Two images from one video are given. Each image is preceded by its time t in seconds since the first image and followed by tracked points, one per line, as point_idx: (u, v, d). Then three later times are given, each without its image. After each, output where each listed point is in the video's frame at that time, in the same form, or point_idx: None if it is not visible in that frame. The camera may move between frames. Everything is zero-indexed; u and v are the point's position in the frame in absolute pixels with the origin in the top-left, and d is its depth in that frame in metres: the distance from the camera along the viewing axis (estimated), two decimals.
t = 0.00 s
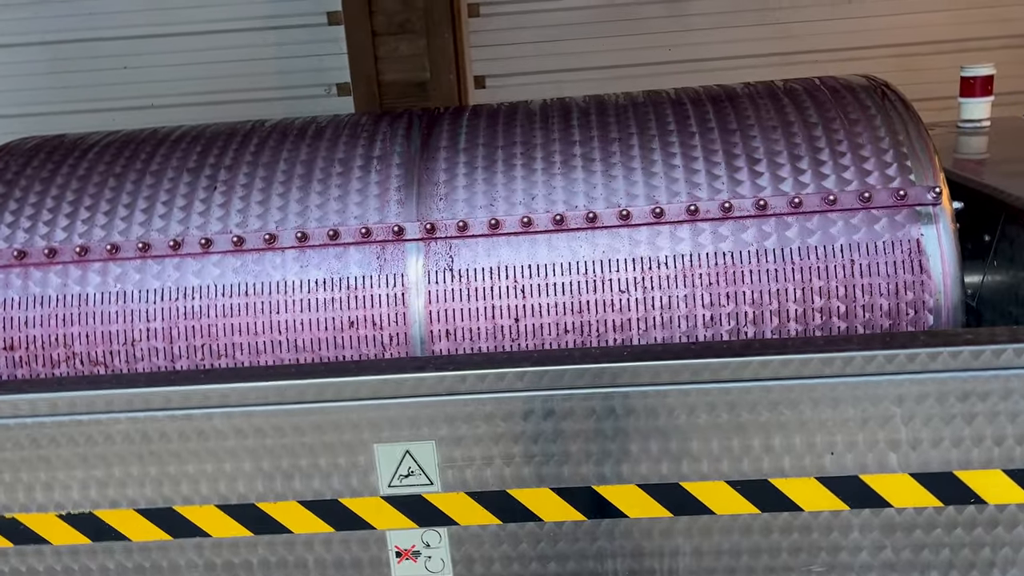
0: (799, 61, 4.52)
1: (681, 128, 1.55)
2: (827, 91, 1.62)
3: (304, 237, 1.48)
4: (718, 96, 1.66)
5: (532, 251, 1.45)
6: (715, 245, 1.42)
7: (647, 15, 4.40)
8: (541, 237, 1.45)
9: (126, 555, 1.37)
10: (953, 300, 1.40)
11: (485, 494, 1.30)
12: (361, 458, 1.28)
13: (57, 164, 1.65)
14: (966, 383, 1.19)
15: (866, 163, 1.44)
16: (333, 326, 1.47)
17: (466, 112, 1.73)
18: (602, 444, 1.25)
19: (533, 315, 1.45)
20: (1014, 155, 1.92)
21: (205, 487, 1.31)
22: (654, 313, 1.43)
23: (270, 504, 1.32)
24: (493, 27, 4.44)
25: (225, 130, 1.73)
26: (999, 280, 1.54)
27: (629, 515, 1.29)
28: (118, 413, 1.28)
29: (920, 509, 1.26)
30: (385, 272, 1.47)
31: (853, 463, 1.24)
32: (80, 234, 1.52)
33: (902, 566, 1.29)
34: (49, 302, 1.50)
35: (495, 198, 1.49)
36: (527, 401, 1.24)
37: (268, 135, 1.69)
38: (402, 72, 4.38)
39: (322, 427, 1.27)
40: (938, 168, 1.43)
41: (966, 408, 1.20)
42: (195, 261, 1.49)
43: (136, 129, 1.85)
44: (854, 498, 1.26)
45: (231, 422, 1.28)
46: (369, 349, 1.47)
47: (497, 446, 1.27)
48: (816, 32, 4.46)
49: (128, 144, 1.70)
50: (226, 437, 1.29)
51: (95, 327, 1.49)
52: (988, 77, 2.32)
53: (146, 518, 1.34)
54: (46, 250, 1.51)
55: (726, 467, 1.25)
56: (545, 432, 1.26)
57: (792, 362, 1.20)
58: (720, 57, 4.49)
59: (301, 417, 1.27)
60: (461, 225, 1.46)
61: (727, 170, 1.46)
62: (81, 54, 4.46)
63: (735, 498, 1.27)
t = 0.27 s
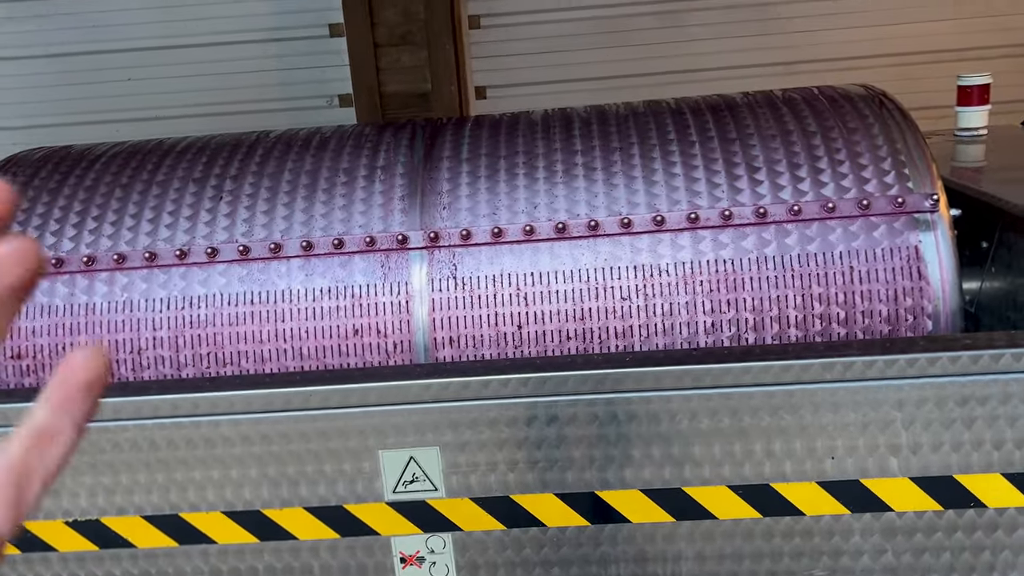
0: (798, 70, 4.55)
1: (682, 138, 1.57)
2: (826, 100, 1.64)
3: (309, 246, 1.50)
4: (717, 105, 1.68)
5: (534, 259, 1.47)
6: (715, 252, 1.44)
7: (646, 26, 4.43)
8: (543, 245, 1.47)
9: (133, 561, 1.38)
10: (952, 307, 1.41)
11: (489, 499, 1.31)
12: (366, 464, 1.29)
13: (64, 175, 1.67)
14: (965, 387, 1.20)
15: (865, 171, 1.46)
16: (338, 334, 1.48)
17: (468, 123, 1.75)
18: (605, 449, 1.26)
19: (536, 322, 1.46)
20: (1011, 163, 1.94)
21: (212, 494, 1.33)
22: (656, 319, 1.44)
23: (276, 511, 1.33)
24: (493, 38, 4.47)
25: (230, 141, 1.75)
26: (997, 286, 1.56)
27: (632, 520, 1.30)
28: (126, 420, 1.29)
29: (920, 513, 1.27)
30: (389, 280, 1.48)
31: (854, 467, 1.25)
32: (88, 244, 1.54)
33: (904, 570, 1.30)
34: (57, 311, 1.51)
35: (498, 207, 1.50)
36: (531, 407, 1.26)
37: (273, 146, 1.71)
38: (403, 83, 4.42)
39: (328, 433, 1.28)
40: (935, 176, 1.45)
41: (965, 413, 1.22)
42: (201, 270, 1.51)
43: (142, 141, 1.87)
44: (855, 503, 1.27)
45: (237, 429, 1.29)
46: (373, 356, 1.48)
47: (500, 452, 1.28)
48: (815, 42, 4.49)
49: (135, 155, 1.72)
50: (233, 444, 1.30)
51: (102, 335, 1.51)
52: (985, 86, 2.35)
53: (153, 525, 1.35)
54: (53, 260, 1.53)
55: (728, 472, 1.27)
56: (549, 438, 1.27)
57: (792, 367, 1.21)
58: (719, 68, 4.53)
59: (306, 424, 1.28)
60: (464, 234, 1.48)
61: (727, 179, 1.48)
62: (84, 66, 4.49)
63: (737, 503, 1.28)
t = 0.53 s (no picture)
0: (798, 80, 4.56)
1: (682, 148, 1.58)
2: (826, 110, 1.65)
3: (311, 256, 1.50)
4: (718, 115, 1.69)
5: (536, 268, 1.47)
6: (716, 261, 1.44)
7: (646, 36, 4.45)
8: (544, 255, 1.47)
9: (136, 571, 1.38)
10: (953, 316, 1.41)
11: (492, 509, 1.31)
12: (368, 474, 1.29)
13: (67, 186, 1.68)
14: (967, 397, 1.20)
15: (865, 180, 1.46)
16: (340, 344, 1.49)
17: (470, 133, 1.75)
18: (607, 459, 1.27)
19: (538, 332, 1.46)
20: (1011, 172, 1.94)
21: (215, 503, 1.33)
22: (658, 329, 1.45)
23: (279, 521, 1.34)
24: (494, 49, 4.48)
25: (233, 151, 1.76)
26: (998, 295, 1.56)
27: (635, 530, 1.30)
28: (129, 431, 1.30)
29: (923, 523, 1.27)
30: (391, 290, 1.49)
31: (856, 477, 1.25)
32: (90, 254, 1.55)
33: None
34: (60, 321, 1.52)
35: (499, 217, 1.51)
36: (533, 416, 1.26)
37: (275, 156, 1.72)
38: (405, 94, 4.44)
39: (330, 443, 1.29)
40: (935, 185, 1.45)
41: (968, 422, 1.22)
42: (204, 280, 1.51)
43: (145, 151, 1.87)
44: (857, 512, 1.27)
45: (240, 439, 1.29)
46: (375, 366, 1.49)
47: (503, 461, 1.28)
48: (815, 52, 4.51)
49: (138, 166, 1.73)
50: (235, 454, 1.30)
51: (105, 345, 1.51)
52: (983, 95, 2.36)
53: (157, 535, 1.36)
54: (56, 270, 1.53)
55: (730, 481, 1.27)
56: (551, 447, 1.27)
57: (794, 376, 1.21)
58: (719, 77, 4.54)
59: (308, 434, 1.28)
60: (466, 243, 1.48)
61: (727, 188, 1.48)
62: (86, 77, 4.51)
63: (739, 512, 1.28)
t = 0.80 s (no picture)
0: (807, 89, 4.56)
1: (695, 156, 1.58)
2: (837, 119, 1.65)
3: (324, 265, 1.51)
4: (729, 124, 1.69)
5: (548, 277, 1.47)
6: (730, 270, 1.44)
7: (655, 45, 4.46)
8: (557, 263, 1.47)
9: None
10: (968, 324, 1.41)
11: (506, 518, 1.31)
12: (382, 483, 1.29)
13: (82, 195, 1.69)
14: (984, 406, 1.20)
15: (878, 189, 1.46)
16: (353, 352, 1.49)
17: (482, 142, 1.76)
18: (621, 468, 1.26)
19: (551, 340, 1.46)
20: (1023, 180, 1.94)
21: (229, 512, 1.33)
22: (671, 337, 1.45)
23: (292, 529, 1.34)
24: (503, 59, 4.49)
25: (245, 161, 1.77)
26: (1012, 304, 1.55)
27: (650, 539, 1.30)
28: (143, 439, 1.30)
29: (939, 532, 1.27)
30: (404, 298, 1.49)
31: (872, 486, 1.24)
32: (105, 263, 1.55)
33: None
34: (74, 329, 1.52)
35: (511, 226, 1.51)
36: (547, 425, 1.25)
37: (288, 166, 1.73)
38: (415, 103, 4.43)
39: (344, 451, 1.29)
40: (949, 193, 1.45)
41: (984, 431, 1.21)
42: (218, 288, 1.52)
43: (158, 161, 1.88)
44: (873, 522, 1.26)
45: (254, 447, 1.29)
46: (388, 374, 1.49)
47: (517, 470, 1.28)
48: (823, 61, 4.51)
49: (152, 175, 1.74)
50: (249, 462, 1.30)
51: (119, 354, 1.52)
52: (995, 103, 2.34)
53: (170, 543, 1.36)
54: (71, 279, 1.54)
55: (745, 490, 1.26)
56: (565, 456, 1.26)
57: (809, 385, 1.21)
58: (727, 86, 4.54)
59: (322, 442, 1.28)
60: (479, 252, 1.49)
61: (740, 197, 1.48)
62: (97, 88, 4.53)
63: (754, 522, 1.28)
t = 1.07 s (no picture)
0: (813, 97, 4.56)
1: (701, 165, 1.58)
2: (844, 127, 1.65)
3: (332, 272, 1.51)
4: (735, 132, 1.69)
5: (555, 284, 1.48)
6: (736, 278, 1.44)
7: (661, 54, 4.47)
8: (564, 270, 1.48)
9: None
10: (975, 332, 1.41)
11: (512, 525, 1.31)
12: (389, 489, 1.30)
13: (92, 203, 1.70)
14: (992, 414, 1.20)
15: (885, 197, 1.46)
16: (361, 359, 1.50)
17: (489, 150, 1.77)
18: (628, 475, 1.26)
19: (557, 347, 1.47)
20: None
21: (236, 518, 1.33)
22: (677, 345, 1.45)
23: (300, 536, 1.34)
24: (510, 67, 4.50)
25: (254, 168, 1.78)
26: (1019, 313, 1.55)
27: (656, 547, 1.30)
28: (152, 445, 1.30)
29: (947, 541, 1.26)
30: (411, 305, 1.49)
31: (879, 494, 1.24)
32: (115, 270, 1.56)
33: None
34: (84, 336, 1.53)
35: (518, 233, 1.52)
36: (554, 433, 1.25)
37: (296, 174, 1.74)
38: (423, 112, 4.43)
39: (351, 458, 1.29)
40: (956, 201, 1.45)
41: (992, 439, 1.21)
42: (226, 295, 1.53)
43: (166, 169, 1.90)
44: (881, 530, 1.26)
45: (262, 453, 1.30)
46: (395, 381, 1.49)
47: (523, 477, 1.28)
48: (829, 69, 4.51)
49: (161, 183, 1.75)
50: (257, 469, 1.31)
51: (128, 361, 1.52)
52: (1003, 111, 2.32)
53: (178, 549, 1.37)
54: (81, 286, 1.55)
55: (752, 498, 1.26)
56: (571, 463, 1.27)
57: (816, 393, 1.21)
58: (734, 94, 4.55)
59: (330, 449, 1.29)
60: (486, 259, 1.49)
61: (746, 205, 1.49)
62: (106, 96, 4.56)
63: (761, 530, 1.28)
